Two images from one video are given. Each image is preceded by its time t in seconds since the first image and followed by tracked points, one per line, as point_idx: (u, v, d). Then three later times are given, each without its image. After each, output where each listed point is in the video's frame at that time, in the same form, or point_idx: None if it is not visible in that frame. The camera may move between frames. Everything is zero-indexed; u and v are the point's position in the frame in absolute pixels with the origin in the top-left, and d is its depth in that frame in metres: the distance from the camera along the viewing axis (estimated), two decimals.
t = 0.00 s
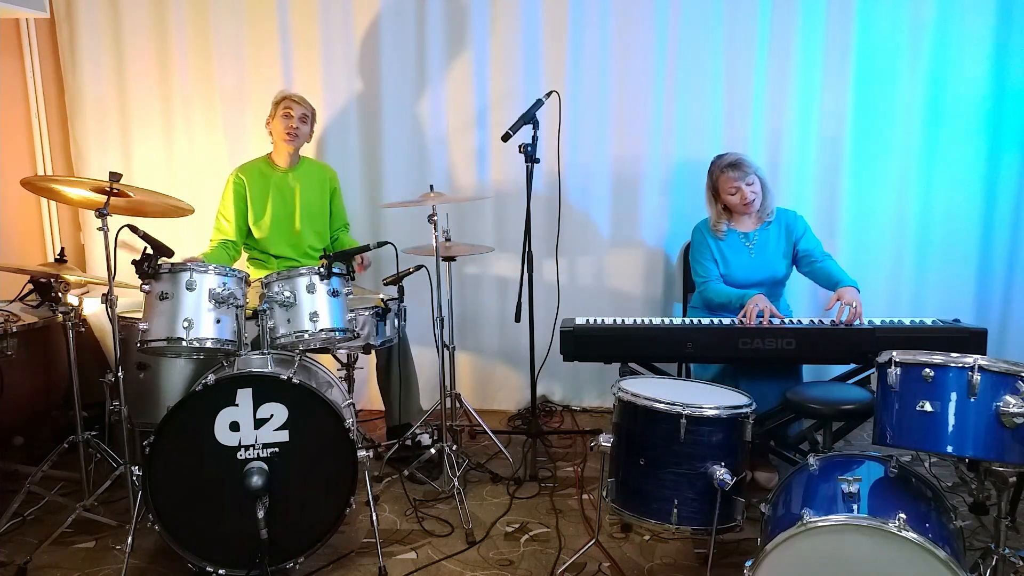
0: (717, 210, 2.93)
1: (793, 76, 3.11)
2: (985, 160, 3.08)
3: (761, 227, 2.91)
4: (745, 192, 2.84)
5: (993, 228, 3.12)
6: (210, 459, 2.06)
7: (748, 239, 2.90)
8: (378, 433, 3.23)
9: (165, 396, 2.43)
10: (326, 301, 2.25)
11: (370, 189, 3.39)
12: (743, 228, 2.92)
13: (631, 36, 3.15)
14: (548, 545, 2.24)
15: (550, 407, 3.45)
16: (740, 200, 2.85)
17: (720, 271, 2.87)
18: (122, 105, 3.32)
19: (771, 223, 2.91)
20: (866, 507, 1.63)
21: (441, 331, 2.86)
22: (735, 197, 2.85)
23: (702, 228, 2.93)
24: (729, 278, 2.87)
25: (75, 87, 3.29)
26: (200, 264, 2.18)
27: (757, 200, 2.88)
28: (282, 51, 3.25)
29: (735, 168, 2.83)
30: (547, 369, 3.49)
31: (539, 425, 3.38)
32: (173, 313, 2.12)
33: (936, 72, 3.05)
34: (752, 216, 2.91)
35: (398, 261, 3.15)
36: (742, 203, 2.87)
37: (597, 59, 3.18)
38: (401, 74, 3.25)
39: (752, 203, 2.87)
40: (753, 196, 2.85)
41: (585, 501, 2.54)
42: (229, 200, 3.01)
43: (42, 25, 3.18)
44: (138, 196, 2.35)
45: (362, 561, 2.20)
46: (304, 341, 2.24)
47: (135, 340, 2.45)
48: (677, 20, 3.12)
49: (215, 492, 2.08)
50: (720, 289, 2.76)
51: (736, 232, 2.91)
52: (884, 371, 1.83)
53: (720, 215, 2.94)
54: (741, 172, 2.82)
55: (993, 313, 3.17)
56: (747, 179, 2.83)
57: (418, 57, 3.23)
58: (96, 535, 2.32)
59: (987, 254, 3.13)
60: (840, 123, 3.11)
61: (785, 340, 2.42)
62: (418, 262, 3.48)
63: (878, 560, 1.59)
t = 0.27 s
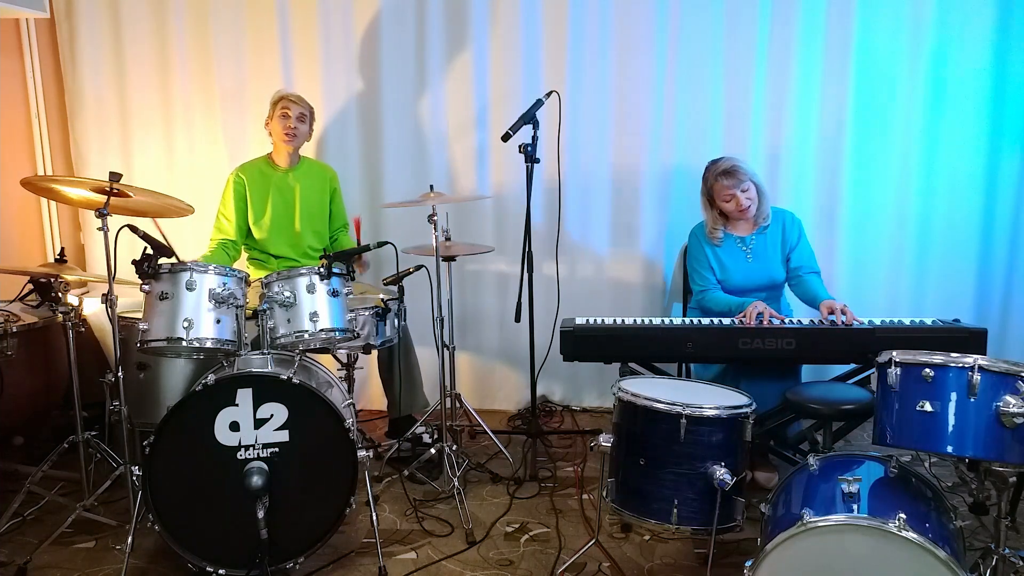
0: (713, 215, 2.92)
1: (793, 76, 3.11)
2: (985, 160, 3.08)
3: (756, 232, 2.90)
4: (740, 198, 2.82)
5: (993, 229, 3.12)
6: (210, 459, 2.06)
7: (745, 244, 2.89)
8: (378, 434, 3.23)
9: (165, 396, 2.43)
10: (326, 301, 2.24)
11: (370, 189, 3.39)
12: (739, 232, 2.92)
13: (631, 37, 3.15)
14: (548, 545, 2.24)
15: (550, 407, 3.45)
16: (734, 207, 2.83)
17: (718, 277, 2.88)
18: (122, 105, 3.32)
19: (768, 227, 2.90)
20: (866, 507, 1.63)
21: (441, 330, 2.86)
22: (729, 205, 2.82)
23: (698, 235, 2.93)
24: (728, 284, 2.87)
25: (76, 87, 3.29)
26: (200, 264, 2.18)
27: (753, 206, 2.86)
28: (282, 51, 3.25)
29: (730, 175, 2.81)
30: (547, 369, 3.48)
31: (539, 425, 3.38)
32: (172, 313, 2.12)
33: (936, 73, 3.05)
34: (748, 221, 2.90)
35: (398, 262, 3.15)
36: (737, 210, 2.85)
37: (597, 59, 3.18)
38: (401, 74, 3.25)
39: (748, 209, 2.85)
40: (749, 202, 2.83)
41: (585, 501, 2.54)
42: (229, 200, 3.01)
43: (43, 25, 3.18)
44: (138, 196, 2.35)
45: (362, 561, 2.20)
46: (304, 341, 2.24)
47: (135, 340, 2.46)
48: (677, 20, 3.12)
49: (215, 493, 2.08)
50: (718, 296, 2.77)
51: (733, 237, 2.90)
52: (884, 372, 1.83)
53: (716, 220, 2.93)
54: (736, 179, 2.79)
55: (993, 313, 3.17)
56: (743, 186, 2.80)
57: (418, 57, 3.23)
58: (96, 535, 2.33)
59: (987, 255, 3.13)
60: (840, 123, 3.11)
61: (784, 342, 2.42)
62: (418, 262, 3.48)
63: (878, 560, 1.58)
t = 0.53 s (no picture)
0: (704, 219, 2.91)
1: (794, 75, 3.11)
2: (986, 159, 3.08)
3: (747, 235, 2.89)
4: (729, 200, 2.81)
5: (993, 228, 3.12)
6: (210, 459, 2.06)
7: (737, 245, 2.88)
8: (379, 434, 3.24)
9: (165, 396, 2.43)
10: (326, 301, 2.24)
11: (370, 189, 3.39)
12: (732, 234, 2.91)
13: (631, 36, 3.15)
14: (549, 545, 2.24)
15: (550, 407, 3.45)
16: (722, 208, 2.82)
17: (712, 279, 2.89)
18: (122, 105, 3.32)
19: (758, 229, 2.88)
20: (866, 507, 1.63)
21: (441, 331, 2.86)
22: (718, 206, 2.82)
23: (689, 240, 2.94)
24: (721, 286, 2.88)
25: (76, 87, 3.29)
26: (200, 264, 2.18)
27: (743, 208, 2.85)
28: (282, 51, 3.25)
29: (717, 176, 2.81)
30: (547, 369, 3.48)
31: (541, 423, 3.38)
32: (172, 313, 2.12)
33: (936, 73, 3.05)
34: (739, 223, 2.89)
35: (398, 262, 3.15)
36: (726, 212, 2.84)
37: (597, 59, 3.18)
38: (401, 74, 3.25)
39: (737, 210, 2.84)
40: (737, 204, 2.82)
41: (586, 501, 2.54)
42: (229, 200, 3.01)
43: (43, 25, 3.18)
44: (138, 196, 2.35)
45: (362, 561, 2.20)
46: (304, 341, 2.24)
47: (135, 340, 2.46)
48: (677, 20, 3.12)
49: (215, 493, 2.08)
50: (713, 300, 2.79)
51: (725, 239, 2.90)
52: (884, 371, 1.83)
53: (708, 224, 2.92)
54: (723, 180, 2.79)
55: (993, 312, 3.17)
56: (730, 188, 2.80)
57: (419, 56, 3.23)
58: (97, 535, 2.33)
59: (988, 253, 3.14)
60: (840, 123, 3.11)
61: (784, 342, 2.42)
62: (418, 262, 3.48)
63: (878, 560, 1.58)
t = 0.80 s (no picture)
0: (697, 214, 2.92)
1: (794, 75, 3.11)
2: (986, 159, 3.08)
3: (740, 232, 2.90)
4: (718, 191, 2.84)
5: (993, 228, 3.12)
6: (210, 459, 2.06)
7: (731, 242, 2.89)
8: (379, 434, 3.23)
9: (165, 396, 2.43)
10: (326, 301, 2.25)
11: (370, 190, 3.39)
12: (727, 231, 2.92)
13: (631, 35, 3.15)
14: (549, 545, 2.24)
15: (550, 407, 3.45)
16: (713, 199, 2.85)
17: (708, 278, 2.89)
18: (122, 105, 3.32)
19: (750, 225, 2.88)
20: (866, 507, 1.63)
21: (441, 331, 2.86)
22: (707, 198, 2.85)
23: (684, 239, 2.94)
24: (718, 284, 2.88)
25: (75, 87, 3.29)
26: (200, 264, 2.18)
27: (733, 202, 2.88)
28: (281, 50, 3.25)
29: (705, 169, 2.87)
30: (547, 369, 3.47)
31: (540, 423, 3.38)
32: (172, 313, 2.12)
33: (937, 73, 3.05)
34: (732, 218, 2.90)
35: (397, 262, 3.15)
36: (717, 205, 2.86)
37: (596, 58, 3.18)
38: (401, 75, 3.25)
39: (727, 202, 2.86)
40: (727, 196, 2.84)
41: (586, 501, 2.54)
42: (228, 199, 3.01)
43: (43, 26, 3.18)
44: (137, 196, 2.35)
45: (362, 561, 2.20)
46: (304, 341, 2.24)
47: (135, 340, 2.46)
48: (677, 21, 3.12)
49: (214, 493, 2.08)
50: (710, 298, 2.80)
51: (718, 237, 2.92)
52: (884, 371, 1.82)
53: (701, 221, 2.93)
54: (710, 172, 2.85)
55: (994, 312, 3.17)
56: (718, 179, 2.84)
57: (419, 56, 3.23)
58: (97, 535, 2.33)
59: (988, 253, 3.14)
60: (840, 123, 3.11)
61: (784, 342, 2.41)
62: (418, 262, 3.48)
63: (878, 560, 1.59)
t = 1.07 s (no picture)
0: (698, 211, 2.93)
1: (794, 74, 3.11)
2: (986, 158, 3.08)
3: (741, 230, 2.90)
4: (719, 183, 2.85)
5: (993, 227, 3.12)
6: (210, 459, 2.06)
7: (732, 240, 2.89)
8: (379, 434, 3.23)
9: (165, 396, 2.43)
10: (326, 301, 2.24)
11: (370, 189, 3.39)
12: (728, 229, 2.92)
13: (631, 34, 3.15)
14: (548, 545, 2.24)
15: (550, 407, 3.46)
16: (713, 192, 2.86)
17: (709, 275, 2.89)
18: (122, 105, 3.32)
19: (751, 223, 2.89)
20: (866, 507, 1.63)
21: (441, 331, 2.86)
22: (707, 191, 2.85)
23: (685, 237, 2.94)
24: (718, 281, 2.88)
25: (75, 87, 3.29)
26: (200, 264, 2.18)
27: (734, 197, 2.89)
28: (281, 50, 3.25)
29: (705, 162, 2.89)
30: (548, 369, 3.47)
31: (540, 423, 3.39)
32: (172, 314, 2.12)
33: (936, 73, 3.05)
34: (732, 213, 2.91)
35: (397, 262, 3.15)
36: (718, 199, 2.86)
37: (596, 56, 3.18)
38: (401, 74, 3.25)
39: (728, 196, 2.86)
40: (728, 189, 2.85)
41: (586, 501, 2.54)
42: (228, 200, 3.01)
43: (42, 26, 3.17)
44: (137, 196, 2.35)
45: (362, 561, 2.20)
46: (304, 341, 2.24)
47: (135, 340, 2.46)
48: (677, 21, 3.12)
49: (215, 493, 2.08)
50: (710, 295, 2.79)
51: (720, 235, 2.91)
52: (884, 371, 1.82)
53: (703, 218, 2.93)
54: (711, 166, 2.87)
55: (994, 312, 3.17)
56: (719, 172, 2.86)
57: (419, 55, 3.23)
58: (97, 535, 2.33)
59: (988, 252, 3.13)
60: (840, 122, 3.11)
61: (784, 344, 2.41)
62: (418, 262, 3.48)
63: (879, 560, 1.59)
